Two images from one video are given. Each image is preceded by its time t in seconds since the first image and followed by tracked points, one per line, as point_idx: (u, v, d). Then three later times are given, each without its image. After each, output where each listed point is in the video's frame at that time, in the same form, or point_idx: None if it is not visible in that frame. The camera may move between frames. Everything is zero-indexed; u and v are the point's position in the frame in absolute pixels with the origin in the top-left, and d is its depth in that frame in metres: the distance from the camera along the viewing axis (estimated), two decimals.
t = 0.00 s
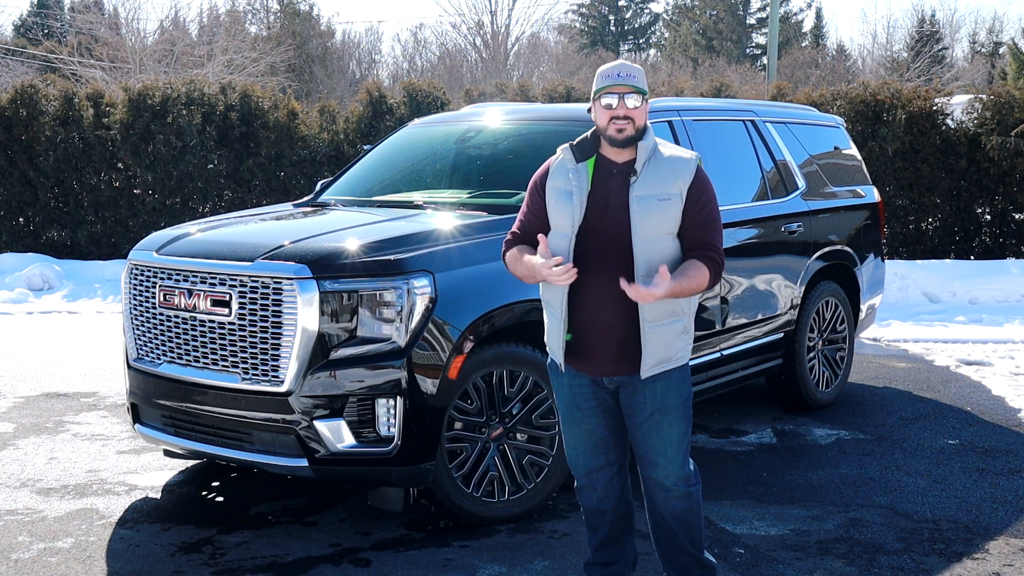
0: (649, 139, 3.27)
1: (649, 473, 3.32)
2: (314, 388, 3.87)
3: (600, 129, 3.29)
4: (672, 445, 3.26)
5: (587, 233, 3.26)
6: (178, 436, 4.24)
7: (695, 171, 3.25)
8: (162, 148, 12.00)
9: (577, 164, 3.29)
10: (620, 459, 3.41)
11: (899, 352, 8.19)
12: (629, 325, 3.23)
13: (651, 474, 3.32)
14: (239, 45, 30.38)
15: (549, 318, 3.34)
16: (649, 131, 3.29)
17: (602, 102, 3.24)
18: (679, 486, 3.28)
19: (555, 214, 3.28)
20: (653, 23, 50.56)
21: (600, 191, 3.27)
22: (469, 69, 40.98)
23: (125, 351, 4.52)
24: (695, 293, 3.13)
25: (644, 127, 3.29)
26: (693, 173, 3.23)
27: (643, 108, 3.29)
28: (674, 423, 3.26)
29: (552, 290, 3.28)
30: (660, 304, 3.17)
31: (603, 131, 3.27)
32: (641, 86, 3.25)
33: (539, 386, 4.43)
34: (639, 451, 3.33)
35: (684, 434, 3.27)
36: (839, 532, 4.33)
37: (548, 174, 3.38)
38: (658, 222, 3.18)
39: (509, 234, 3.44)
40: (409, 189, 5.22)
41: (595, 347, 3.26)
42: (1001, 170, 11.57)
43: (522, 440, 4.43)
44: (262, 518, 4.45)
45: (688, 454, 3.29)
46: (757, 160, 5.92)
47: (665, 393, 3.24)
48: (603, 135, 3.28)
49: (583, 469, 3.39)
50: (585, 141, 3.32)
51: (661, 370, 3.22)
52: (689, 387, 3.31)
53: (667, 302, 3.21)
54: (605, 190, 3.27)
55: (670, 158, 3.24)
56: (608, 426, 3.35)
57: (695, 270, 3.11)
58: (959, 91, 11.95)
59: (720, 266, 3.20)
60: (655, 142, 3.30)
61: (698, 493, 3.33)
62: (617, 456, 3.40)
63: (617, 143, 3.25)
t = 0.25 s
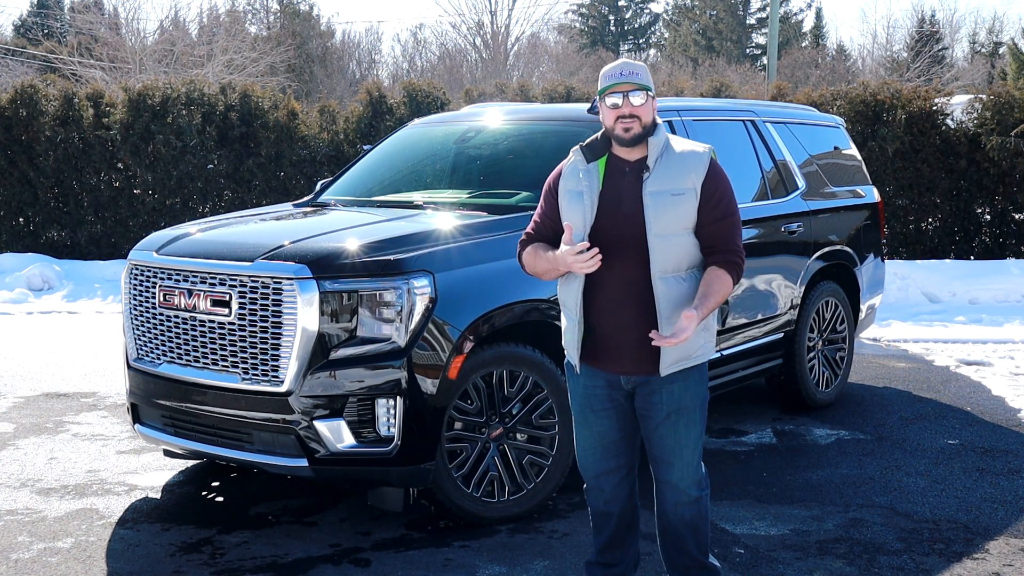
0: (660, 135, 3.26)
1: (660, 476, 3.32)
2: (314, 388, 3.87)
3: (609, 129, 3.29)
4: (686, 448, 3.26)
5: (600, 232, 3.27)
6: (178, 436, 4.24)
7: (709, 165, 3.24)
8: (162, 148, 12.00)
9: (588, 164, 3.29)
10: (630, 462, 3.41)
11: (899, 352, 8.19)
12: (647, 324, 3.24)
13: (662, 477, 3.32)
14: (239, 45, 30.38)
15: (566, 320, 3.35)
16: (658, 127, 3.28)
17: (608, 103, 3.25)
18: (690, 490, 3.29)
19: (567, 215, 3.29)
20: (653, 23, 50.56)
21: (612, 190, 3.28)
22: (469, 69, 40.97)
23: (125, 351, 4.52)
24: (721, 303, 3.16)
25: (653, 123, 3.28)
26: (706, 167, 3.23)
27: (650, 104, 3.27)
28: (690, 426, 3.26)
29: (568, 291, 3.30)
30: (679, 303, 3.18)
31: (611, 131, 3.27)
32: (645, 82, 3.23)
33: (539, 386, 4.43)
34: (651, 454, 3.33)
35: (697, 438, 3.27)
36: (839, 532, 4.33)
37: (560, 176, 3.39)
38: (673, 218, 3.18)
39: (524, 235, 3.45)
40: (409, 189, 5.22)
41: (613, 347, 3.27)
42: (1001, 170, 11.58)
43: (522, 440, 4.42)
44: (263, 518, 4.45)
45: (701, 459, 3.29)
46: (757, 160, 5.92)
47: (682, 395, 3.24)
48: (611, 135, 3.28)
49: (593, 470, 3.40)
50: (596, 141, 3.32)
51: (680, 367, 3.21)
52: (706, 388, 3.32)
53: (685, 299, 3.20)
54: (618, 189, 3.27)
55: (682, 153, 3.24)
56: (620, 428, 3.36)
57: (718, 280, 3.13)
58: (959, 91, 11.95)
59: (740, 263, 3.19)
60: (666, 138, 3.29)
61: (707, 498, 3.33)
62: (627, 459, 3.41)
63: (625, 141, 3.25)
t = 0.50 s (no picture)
0: (677, 135, 3.25)
1: (670, 477, 3.32)
2: (314, 388, 3.87)
3: (624, 128, 3.29)
4: (697, 450, 3.26)
5: (616, 232, 3.27)
6: (178, 436, 4.24)
7: (726, 165, 3.24)
8: (162, 148, 12.00)
9: (605, 163, 3.30)
10: (639, 463, 3.41)
11: (899, 352, 8.19)
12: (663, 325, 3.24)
13: (671, 478, 3.32)
14: (240, 45, 30.38)
15: (581, 320, 3.36)
16: (675, 127, 3.27)
17: (621, 101, 3.25)
18: (698, 492, 3.28)
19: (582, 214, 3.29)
20: (653, 22, 50.56)
21: (629, 189, 3.28)
22: (468, 69, 40.97)
23: (125, 351, 4.52)
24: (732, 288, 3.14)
25: (669, 121, 3.26)
26: (724, 167, 3.22)
27: (665, 101, 3.26)
28: (702, 428, 3.26)
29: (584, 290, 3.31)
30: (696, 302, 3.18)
31: (626, 129, 3.27)
32: (659, 80, 3.22)
33: (539, 386, 4.42)
34: (661, 454, 3.33)
35: (708, 440, 3.27)
36: (839, 532, 4.33)
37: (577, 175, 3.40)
38: (690, 218, 3.17)
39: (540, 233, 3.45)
40: (410, 189, 5.22)
41: (628, 348, 3.27)
42: (1001, 170, 11.58)
43: (522, 440, 4.42)
44: (263, 518, 4.45)
45: (711, 461, 3.29)
46: (757, 160, 5.91)
47: (695, 396, 3.24)
48: (627, 133, 3.27)
49: (601, 470, 3.40)
50: (612, 140, 3.32)
51: (696, 369, 3.21)
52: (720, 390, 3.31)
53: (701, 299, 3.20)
54: (634, 188, 3.27)
55: (699, 152, 3.23)
56: (630, 429, 3.36)
57: (732, 265, 3.11)
58: (959, 91, 11.95)
59: (760, 261, 3.18)
60: (683, 136, 3.28)
61: (714, 501, 3.33)
62: (636, 460, 3.41)
63: (639, 139, 3.24)
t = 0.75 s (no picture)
0: (693, 138, 3.26)
1: (674, 477, 3.32)
2: (314, 388, 3.87)
3: (639, 130, 3.29)
4: (702, 449, 3.26)
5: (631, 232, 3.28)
6: (178, 436, 4.24)
7: (742, 170, 3.24)
8: (162, 148, 12.00)
9: (622, 163, 3.29)
10: (643, 463, 3.42)
11: (899, 352, 8.19)
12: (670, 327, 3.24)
13: (675, 478, 3.32)
14: (240, 45, 30.38)
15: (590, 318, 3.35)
16: (692, 131, 3.28)
17: (636, 105, 3.26)
18: (702, 492, 3.29)
19: (598, 213, 3.29)
20: (653, 22, 50.54)
21: (645, 190, 3.29)
22: (468, 69, 40.97)
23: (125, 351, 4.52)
24: (726, 276, 3.14)
25: (685, 123, 3.27)
26: (739, 172, 3.22)
27: (681, 103, 3.26)
28: (707, 428, 3.26)
29: (595, 288, 3.30)
30: (702, 304, 3.20)
31: (641, 132, 3.27)
32: (673, 83, 3.22)
33: (539, 386, 4.42)
34: (666, 454, 3.34)
35: (714, 442, 3.28)
36: (839, 532, 4.33)
37: (592, 172, 3.39)
38: (702, 221, 3.18)
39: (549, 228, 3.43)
40: (410, 189, 5.22)
41: (635, 347, 3.27)
42: (1001, 170, 11.58)
43: (522, 440, 4.42)
44: (263, 518, 4.45)
45: (716, 463, 3.30)
46: (757, 160, 5.91)
47: (702, 396, 3.25)
48: (642, 136, 3.28)
49: (605, 470, 3.40)
50: (628, 139, 3.32)
51: (702, 371, 3.23)
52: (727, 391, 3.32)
53: (708, 302, 3.22)
54: (650, 189, 3.29)
55: (716, 155, 3.23)
56: (636, 428, 3.36)
57: (731, 253, 3.11)
58: (959, 91, 11.95)
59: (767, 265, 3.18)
60: (699, 139, 3.28)
61: (718, 502, 3.33)
62: (640, 460, 3.42)
63: (655, 143, 3.24)
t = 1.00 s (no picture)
0: (697, 138, 3.26)
1: (677, 476, 3.32)
2: (314, 388, 3.87)
3: (644, 130, 3.30)
4: (706, 448, 3.26)
5: (636, 232, 3.28)
6: (178, 436, 4.23)
7: (746, 170, 3.24)
8: (161, 148, 12.00)
9: (626, 163, 3.30)
10: (646, 462, 3.42)
11: (899, 352, 8.19)
12: (675, 327, 3.24)
13: (677, 477, 3.32)
14: (239, 45, 30.38)
15: (594, 318, 3.35)
16: (695, 129, 3.27)
17: (642, 105, 3.26)
18: (704, 491, 3.28)
19: (602, 214, 3.30)
20: (652, 22, 50.53)
21: (649, 190, 3.29)
22: (468, 69, 40.97)
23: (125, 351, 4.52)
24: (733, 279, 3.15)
25: (689, 124, 3.27)
26: (744, 172, 3.22)
27: (686, 105, 3.26)
28: (711, 427, 3.27)
29: (599, 288, 3.31)
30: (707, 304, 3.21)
31: (645, 132, 3.28)
32: (679, 85, 3.23)
33: (539, 386, 4.42)
34: (669, 453, 3.34)
35: (717, 441, 3.28)
36: (839, 532, 4.33)
37: (596, 172, 3.39)
38: (707, 222, 3.19)
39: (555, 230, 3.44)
40: (410, 189, 5.22)
41: (641, 347, 3.27)
42: (1001, 170, 11.58)
43: (522, 440, 4.42)
44: (263, 518, 4.45)
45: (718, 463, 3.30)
46: (757, 160, 5.91)
47: (705, 395, 3.25)
48: (646, 137, 3.29)
49: (608, 469, 3.41)
50: (632, 140, 3.33)
51: (707, 371, 3.23)
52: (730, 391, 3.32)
53: (714, 303, 3.22)
54: (654, 188, 3.29)
55: (719, 155, 3.23)
56: (638, 427, 3.37)
57: (737, 256, 3.13)
58: (959, 91, 11.95)
59: (771, 266, 3.20)
60: (704, 140, 3.28)
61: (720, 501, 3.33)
62: (643, 460, 3.42)
63: (659, 143, 3.25)
